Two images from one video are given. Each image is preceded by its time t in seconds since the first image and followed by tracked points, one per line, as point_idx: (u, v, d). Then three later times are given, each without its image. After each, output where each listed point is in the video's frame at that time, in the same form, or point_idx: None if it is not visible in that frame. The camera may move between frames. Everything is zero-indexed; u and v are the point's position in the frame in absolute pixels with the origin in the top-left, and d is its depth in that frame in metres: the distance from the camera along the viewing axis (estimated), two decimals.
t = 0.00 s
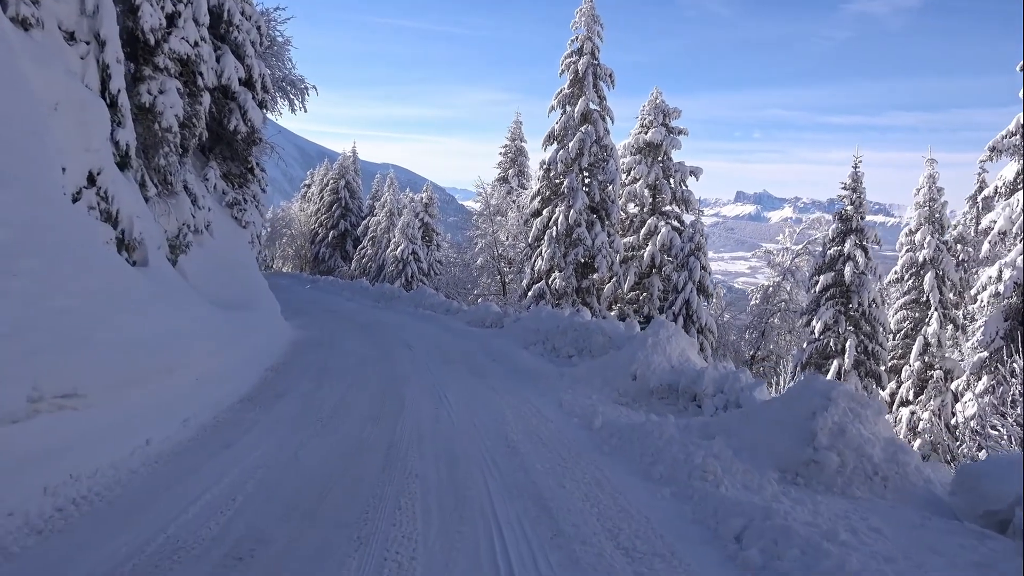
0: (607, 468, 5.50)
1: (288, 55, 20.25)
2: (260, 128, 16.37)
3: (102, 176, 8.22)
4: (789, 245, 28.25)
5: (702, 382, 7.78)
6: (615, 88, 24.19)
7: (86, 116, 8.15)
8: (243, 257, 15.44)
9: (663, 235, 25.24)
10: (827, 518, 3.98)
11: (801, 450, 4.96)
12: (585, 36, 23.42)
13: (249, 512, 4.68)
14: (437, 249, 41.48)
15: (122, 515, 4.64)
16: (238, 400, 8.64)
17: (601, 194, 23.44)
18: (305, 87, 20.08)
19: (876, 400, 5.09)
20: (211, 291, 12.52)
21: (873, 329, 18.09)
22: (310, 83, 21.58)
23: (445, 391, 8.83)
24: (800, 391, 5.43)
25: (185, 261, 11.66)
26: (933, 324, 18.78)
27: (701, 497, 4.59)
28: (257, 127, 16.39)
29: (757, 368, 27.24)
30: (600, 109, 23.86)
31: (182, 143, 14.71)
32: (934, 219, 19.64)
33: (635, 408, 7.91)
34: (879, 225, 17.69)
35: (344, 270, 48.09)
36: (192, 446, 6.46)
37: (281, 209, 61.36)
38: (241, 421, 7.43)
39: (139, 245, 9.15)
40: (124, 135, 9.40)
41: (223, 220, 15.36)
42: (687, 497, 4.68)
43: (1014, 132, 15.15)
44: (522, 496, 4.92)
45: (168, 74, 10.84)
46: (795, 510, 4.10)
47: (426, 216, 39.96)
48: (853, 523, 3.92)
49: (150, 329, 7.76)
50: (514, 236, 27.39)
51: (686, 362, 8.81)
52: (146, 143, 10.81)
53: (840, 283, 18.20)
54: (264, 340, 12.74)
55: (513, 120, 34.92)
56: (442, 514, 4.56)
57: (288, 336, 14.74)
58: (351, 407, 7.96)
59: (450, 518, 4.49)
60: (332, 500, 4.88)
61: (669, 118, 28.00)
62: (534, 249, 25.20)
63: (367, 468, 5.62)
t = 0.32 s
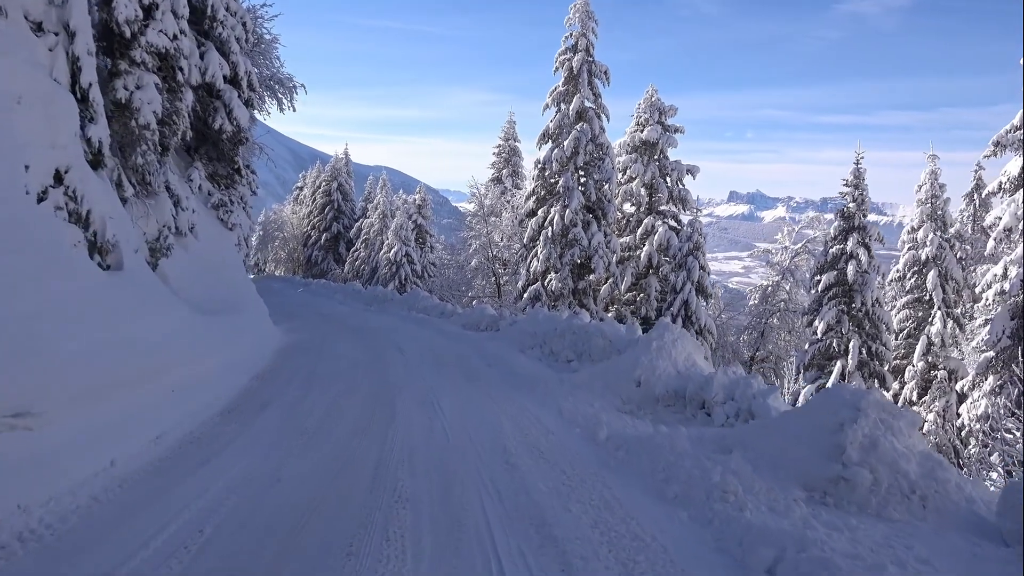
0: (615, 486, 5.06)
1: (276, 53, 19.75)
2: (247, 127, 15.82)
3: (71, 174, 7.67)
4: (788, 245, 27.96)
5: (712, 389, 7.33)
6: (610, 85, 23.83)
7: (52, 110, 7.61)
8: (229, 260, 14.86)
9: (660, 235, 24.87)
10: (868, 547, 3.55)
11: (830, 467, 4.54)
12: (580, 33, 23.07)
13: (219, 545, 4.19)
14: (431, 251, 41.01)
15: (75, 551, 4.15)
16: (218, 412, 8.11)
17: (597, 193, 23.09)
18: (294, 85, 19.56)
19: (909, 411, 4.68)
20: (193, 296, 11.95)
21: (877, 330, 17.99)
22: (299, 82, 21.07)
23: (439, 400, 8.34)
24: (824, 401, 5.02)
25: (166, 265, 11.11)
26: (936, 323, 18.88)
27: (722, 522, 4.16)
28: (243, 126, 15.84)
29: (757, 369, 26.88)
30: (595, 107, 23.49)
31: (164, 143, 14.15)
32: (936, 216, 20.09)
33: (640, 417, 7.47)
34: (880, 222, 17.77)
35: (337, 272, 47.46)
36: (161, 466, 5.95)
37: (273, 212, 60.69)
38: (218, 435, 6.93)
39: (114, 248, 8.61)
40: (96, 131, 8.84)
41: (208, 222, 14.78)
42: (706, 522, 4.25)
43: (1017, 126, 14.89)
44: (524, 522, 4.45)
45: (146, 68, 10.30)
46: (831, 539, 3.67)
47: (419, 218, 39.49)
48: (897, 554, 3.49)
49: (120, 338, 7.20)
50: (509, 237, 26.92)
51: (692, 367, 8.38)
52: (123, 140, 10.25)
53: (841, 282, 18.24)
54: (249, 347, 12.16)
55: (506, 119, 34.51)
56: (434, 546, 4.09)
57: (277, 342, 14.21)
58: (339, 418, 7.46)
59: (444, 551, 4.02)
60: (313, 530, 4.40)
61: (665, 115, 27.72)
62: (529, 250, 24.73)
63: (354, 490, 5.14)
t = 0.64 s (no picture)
0: (628, 507, 4.60)
1: (265, 49, 19.19)
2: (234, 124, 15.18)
3: (36, 168, 7.14)
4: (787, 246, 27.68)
5: (724, 397, 6.95)
6: (608, 83, 23.42)
7: (16, 99, 7.09)
8: (215, 261, 14.25)
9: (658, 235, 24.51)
10: None
11: (868, 489, 4.13)
12: (577, 29, 22.65)
13: None
14: (424, 251, 40.49)
15: None
16: (197, 422, 7.59)
17: (594, 192, 22.74)
18: (284, 82, 19.00)
19: (953, 425, 4.27)
20: (176, 299, 11.35)
21: (882, 332, 18.13)
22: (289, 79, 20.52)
23: (433, 408, 7.87)
24: (857, 414, 4.60)
25: (147, 266, 10.55)
26: (941, 325, 19.03)
27: (752, 552, 3.73)
28: (230, 123, 15.22)
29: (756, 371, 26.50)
30: (592, 104, 23.07)
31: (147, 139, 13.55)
32: (940, 216, 20.39)
33: (648, 427, 7.04)
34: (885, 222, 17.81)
35: (330, 274, 46.82)
36: (129, 486, 5.45)
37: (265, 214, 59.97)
38: (193, 449, 6.42)
39: (86, 247, 8.04)
40: (68, 123, 8.22)
41: (194, 222, 14.16)
42: (733, 552, 3.81)
43: None
44: (529, 551, 4.00)
45: (124, 59, 9.76)
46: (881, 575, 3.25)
47: (413, 218, 38.98)
48: None
49: (86, 346, 6.61)
50: (504, 237, 26.38)
51: (701, 373, 7.95)
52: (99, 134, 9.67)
53: (846, 283, 18.22)
54: (235, 351, 11.59)
55: (501, 119, 34.09)
56: None
57: (266, 346, 13.68)
58: (326, 429, 6.97)
59: None
60: (293, 562, 3.93)
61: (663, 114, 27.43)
62: (525, 251, 24.25)
63: (338, 515, 4.65)
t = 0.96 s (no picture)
0: (647, 534, 4.18)
1: (258, 44, 18.64)
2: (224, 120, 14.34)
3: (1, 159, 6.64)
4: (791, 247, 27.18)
5: (741, 405, 6.54)
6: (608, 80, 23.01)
7: None
8: (205, 262, 13.58)
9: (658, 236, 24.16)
10: None
11: (918, 514, 3.67)
12: (576, 25, 22.24)
13: None
14: (421, 253, 39.99)
15: None
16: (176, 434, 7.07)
17: (595, 192, 22.33)
18: (277, 77, 18.43)
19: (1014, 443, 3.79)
20: (161, 302, 10.72)
21: (889, 335, 18.24)
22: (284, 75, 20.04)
23: (430, 419, 7.38)
24: (900, 430, 4.14)
25: (129, 266, 10.02)
26: (949, 328, 18.83)
27: None
28: (220, 118, 14.47)
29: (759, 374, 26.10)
30: (592, 102, 22.67)
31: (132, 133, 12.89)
32: (947, 216, 20.12)
33: (661, 439, 6.61)
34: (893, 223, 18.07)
35: (326, 275, 46.26)
36: (94, 507, 4.95)
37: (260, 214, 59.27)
38: (168, 464, 5.90)
39: (58, 245, 7.51)
40: (39, 112, 7.74)
41: (183, 220, 13.44)
42: None
43: None
44: None
45: (103, 47, 9.23)
46: None
47: (410, 219, 38.48)
48: None
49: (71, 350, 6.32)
50: (502, 237, 25.74)
51: (715, 380, 7.50)
52: (77, 126, 9.14)
53: (852, 284, 18.40)
54: (222, 356, 11.03)
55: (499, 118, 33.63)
56: None
57: (256, 348, 13.15)
58: (315, 441, 6.47)
59: None
60: None
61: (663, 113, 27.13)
62: (524, 251, 23.77)
63: (325, 543, 4.19)
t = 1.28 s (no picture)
0: (674, 569, 3.73)
1: (250, 37, 18.00)
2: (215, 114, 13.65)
3: None
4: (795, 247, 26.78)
5: (763, 417, 6.12)
6: (609, 75, 22.53)
7: None
8: (196, 261, 12.95)
9: (660, 235, 23.83)
10: None
11: (984, 550, 3.21)
12: (577, 19, 21.74)
13: None
14: (419, 252, 39.47)
15: None
16: (151, 447, 6.54)
17: (596, 190, 21.87)
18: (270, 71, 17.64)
19: None
20: (147, 303, 10.11)
21: (899, 337, 18.19)
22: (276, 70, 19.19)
23: (428, 429, 6.89)
24: (957, 452, 3.69)
25: (111, 264, 9.45)
26: (960, 330, 18.43)
27: None
28: (210, 112, 13.73)
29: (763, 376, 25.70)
30: (594, 99, 22.20)
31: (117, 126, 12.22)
32: (956, 215, 19.72)
33: (677, 453, 6.15)
34: (903, 222, 17.97)
35: (322, 275, 45.70)
36: (51, 537, 4.44)
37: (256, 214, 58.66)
38: (142, 481, 5.42)
39: (29, 242, 6.98)
40: (6, 99, 7.16)
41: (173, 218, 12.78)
42: None
43: None
44: None
45: (81, 33, 8.66)
46: None
47: (407, 218, 37.95)
48: None
49: (40, 354, 5.85)
50: (501, 237, 25.23)
51: (732, 387, 7.05)
52: (55, 117, 8.57)
53: (862, 284, 18.31)
54: (211, 359, 10.53)
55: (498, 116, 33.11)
56: None
57: (247, 351, 12.66)
58: (303, 455, 5.96)
59: None
60: None
61: (665, 110, 26.74)
62: (524, 251, 23.26)
63: None
